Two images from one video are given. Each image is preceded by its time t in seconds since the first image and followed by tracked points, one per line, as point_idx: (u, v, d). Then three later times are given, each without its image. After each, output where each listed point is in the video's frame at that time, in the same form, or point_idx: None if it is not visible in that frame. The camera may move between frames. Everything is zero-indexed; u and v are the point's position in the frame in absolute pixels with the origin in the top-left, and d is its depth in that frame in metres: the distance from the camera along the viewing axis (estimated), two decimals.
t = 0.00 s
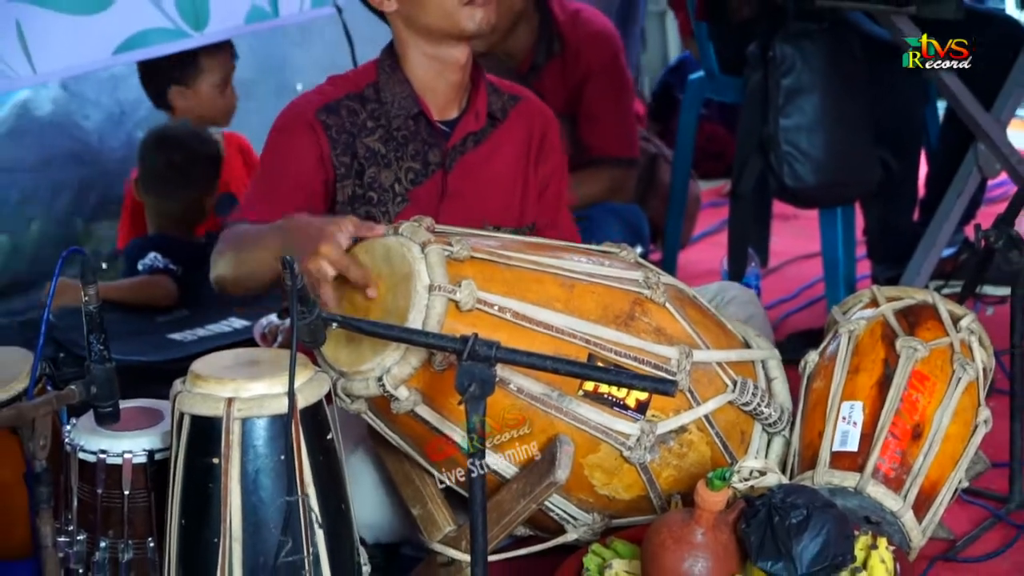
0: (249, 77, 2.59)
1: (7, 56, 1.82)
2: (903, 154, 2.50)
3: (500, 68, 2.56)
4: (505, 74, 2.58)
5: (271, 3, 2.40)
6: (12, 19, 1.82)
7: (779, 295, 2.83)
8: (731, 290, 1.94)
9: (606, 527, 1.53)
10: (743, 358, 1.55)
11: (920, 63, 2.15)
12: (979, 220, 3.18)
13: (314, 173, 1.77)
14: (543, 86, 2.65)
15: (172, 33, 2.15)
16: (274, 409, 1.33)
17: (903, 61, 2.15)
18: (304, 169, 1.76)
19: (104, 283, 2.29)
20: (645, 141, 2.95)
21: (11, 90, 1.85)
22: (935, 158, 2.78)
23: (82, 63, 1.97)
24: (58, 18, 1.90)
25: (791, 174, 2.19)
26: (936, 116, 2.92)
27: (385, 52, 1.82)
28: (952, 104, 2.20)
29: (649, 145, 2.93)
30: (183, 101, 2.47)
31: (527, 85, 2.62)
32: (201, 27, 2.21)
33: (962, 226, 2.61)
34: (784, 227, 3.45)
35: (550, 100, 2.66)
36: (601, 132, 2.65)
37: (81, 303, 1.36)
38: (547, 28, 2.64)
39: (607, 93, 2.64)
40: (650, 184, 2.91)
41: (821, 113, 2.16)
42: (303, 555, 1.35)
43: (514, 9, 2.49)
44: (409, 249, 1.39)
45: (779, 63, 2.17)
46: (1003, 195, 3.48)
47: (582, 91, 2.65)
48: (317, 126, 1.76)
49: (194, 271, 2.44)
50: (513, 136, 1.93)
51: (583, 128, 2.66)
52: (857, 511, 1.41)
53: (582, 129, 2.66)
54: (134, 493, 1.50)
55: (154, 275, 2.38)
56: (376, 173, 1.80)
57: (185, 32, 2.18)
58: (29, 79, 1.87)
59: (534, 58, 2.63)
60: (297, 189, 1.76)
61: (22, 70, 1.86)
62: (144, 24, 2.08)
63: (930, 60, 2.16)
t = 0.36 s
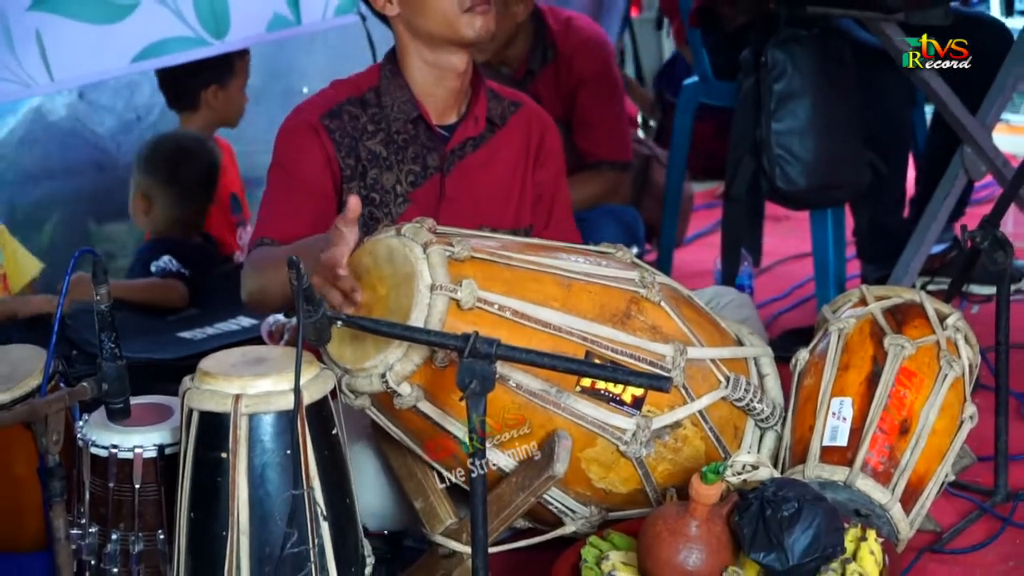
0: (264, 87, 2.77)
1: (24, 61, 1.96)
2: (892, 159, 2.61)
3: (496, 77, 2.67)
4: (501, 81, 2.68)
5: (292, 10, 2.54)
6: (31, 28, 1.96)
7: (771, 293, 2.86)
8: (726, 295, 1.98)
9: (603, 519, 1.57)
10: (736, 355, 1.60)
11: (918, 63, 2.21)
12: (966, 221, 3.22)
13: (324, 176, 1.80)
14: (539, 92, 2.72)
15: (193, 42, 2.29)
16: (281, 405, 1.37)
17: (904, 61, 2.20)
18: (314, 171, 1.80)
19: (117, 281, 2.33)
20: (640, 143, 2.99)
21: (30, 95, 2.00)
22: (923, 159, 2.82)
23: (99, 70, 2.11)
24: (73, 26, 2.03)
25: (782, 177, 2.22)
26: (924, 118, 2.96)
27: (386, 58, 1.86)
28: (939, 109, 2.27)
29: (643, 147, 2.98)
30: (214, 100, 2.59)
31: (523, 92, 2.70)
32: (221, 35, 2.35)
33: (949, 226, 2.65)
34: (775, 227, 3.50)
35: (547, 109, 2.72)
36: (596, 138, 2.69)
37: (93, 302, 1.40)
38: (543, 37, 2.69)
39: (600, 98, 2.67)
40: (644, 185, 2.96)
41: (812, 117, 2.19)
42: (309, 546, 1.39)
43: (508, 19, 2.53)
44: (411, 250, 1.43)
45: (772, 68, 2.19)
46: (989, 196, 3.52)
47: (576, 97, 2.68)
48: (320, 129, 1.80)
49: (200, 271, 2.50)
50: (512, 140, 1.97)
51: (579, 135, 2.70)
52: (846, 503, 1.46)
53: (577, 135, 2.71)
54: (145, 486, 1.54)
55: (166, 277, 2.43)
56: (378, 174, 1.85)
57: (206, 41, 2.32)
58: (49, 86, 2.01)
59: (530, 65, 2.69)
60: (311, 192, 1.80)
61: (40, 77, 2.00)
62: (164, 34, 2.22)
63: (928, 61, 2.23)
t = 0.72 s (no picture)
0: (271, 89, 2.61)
1: (45, 66, 2.07)
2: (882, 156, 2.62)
3: (501, 78, 2.71)
4: (507, 82, 2.71)
5: (305, 16, 2.61)
6: (49, 32, 2.06)
7: (766, 290, 2.90)
8: (723, 293, 2.02)
9: (603, 510, 1.62)
10: (732, 350, 1.64)
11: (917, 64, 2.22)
12: (955, 219, 3.27)
13: (323, 172, 1.85)
14: (544, 93, 2.76)
15: (208, 47, 2.39)
16: (289, 399, 1.41)
17: (904, 60, 2.21)
18: (314, 167, 1.84)
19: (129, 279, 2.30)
20: (638, 144, 3.03)
21: (51, 98, 2.10)
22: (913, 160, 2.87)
23: (116, 74, 2.22)
24: (89, 32, 2.14)
25: (777, 177, 2.27)
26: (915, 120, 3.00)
27: (391, 61, 1.90)
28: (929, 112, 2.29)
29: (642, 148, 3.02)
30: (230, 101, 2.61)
31: (527, 93, 2.74)
32: (235, 40, 2.44)
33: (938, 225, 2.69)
34: (770, 226, 3.54)
35: (550, 110, 2.76)
36: (596, 138, 2.73)
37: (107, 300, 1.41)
38: (546, 39, 2.74)
39: (602, 99, 2.71)
40: (643, 186, 3.00)
41: (806, 119, 2.23)
42: (317, 536, 1.43)
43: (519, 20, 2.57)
44: (416, 248, 1.48)
45: (766, 72, 2.23)
46: (978, 195, 3.56)
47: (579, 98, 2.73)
48: (324, 128, 1.85)
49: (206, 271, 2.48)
50: (513, 141, 2.02)
51: (580, 136, 2.74)
52: (839, 493, 1.50)
53: (579, 135, 2.75)
54: (157, 478, 1.59)
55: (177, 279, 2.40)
56: (382, 174, 1.89)
57: (221, 46, 2.42)
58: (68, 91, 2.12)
59: (535, 65, 2.73)
60: (308, 185, 1.84)
61: (60, 81, 2.11)
62: (179, 40, 2.32)
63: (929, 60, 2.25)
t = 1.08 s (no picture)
0: (279, 93, 2.88)
1: (57, 68, 2.05)
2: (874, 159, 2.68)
3: (501, 81, 2.75)
4: (507, 85, 2.76)
5: (311, 20, 2.57)
6: (64, 36, 2.05)
7: (760, 287, 2.94)
8: (718, 290, 2.07)
9: (602, 500, 1.66)
10: (726, 345, 1.69)
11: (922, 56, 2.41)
12: (943, 217, 3.31)
13: (336, 175, 1.88)
14: (542, 96, 2.80)
15: (215, 51, 2.33)
16: (296, 393, 1.45)
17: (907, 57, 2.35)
18: (327, 170, 1.87)
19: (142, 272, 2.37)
20: (636, 145, 3.08)
21: (63, 101, 2.08)
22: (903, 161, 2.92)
23: (126, 78, 2.17)
24: (99, 35, 2.11)
25: (770, 177, 2.31)
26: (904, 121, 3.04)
27: (397, 65, 1.94)
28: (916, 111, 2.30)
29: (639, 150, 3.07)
30: (235, 103, 2.68)
31: (525, 96, 2.79)
32: (242, 43, 2.38)
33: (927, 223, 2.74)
34: (764, 225, 3.58)
35: (548, 112, 2.80)
36: (593, 139, 2.77)
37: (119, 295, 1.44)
38: (543, 43, 2.80)
39: (598, 102, 2.75)
40: (640, 186, 3.04)
41: (798, 121, 2.28)
42: (323, 527, 1.47)
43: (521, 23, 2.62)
44: (419, 246, 1.53)
45: (759, 75, 2.28)
46: (965, 194, 3.59)
47: (575, 101, 2.76)
48: (335, 132, 1.88)
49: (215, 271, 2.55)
50: (515, 145, 2.05)
51: (577, 137, 2.77)
52: (832, 485, 1.54)
53: (575, 136, 2.78)
54: (169, 470, 1.63)
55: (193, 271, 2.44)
56: (388, 175, 1.93)
57: (228, 50, 2.36)
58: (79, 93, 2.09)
59: (533, 69, 2.78)
60: (326, 191, 1.87)
61: (71, 84, 2.08)
62: (187, 43, 2.27)
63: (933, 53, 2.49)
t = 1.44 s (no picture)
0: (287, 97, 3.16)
1: (63, 75, 2.03)
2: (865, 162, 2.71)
3: (504, 88, 2.80)
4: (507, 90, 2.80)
5: (309, 28, 2.58)
6: (70, 44, 2.03)
7: (754, 286, 2.98)
8: (713, 290, 2.11)
9: (600, 494, 1.71)
10: (721, 343, 1.73)
11: (919, 59, 2.68)
12: (931, 218, 3.34)
13: (344, 182, 1.93)
14: (542, 102, 2.86)
15: (215, 57, 2.32)
16: (303, 391, 1.49)
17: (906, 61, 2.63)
18: (336, 177, 1.93)
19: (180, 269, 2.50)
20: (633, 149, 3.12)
21: (69, 108, 2.06)
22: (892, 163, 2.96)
23: (132, 84, 2.16)
24: (102, 42, 2.09)
25: (763, 180, 2.34)
26: (893, 124, 3.08)
27: (406, 72, 1.99)
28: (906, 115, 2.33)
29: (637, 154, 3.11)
30: (234, 108, 2.74)
31: (526, 101, 2.85)
32: (242, 51, 2.37)
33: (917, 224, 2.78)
34: (757, 226, 3.61)
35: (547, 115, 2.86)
36: (591, 143, 2.82)
37: (130, 296, 1.48)
38: (543, 50, 2.84)
39: (596, 107, 2.79)
40: (638, 189, 3.09)
41: (790, 125, 2.32)
42: (330, 521, 1.52)
43: (524, 29, 2.66)
44: (422, 248, 1.57)
45: (753, 80, 2.32)
46: (953, 196, 3.62)
47: (574, 106, 2.81)
48: (343, 140, 1.94)
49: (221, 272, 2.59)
50: (517, 151, 2.08)
51: (576, 140, 2.83)
52: (824, 479, 1.60)
53: (574, 139, 2.84)
54: (179, 466, 1.68)
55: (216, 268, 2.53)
56: (396, 181, 1.98)
57: (228, 57, 2.34)
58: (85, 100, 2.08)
59: (533, 75, 2.84)
60: (334, 199, 1.93)
61: (77, 89, 2.07)
62: (188, 50, 2.26)
63: (930, 58, 2.70)
